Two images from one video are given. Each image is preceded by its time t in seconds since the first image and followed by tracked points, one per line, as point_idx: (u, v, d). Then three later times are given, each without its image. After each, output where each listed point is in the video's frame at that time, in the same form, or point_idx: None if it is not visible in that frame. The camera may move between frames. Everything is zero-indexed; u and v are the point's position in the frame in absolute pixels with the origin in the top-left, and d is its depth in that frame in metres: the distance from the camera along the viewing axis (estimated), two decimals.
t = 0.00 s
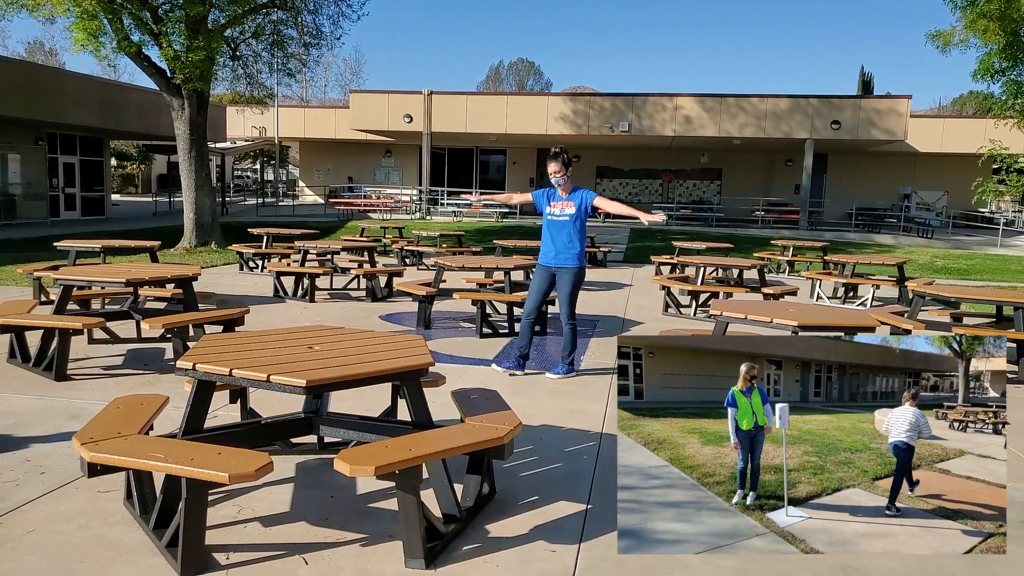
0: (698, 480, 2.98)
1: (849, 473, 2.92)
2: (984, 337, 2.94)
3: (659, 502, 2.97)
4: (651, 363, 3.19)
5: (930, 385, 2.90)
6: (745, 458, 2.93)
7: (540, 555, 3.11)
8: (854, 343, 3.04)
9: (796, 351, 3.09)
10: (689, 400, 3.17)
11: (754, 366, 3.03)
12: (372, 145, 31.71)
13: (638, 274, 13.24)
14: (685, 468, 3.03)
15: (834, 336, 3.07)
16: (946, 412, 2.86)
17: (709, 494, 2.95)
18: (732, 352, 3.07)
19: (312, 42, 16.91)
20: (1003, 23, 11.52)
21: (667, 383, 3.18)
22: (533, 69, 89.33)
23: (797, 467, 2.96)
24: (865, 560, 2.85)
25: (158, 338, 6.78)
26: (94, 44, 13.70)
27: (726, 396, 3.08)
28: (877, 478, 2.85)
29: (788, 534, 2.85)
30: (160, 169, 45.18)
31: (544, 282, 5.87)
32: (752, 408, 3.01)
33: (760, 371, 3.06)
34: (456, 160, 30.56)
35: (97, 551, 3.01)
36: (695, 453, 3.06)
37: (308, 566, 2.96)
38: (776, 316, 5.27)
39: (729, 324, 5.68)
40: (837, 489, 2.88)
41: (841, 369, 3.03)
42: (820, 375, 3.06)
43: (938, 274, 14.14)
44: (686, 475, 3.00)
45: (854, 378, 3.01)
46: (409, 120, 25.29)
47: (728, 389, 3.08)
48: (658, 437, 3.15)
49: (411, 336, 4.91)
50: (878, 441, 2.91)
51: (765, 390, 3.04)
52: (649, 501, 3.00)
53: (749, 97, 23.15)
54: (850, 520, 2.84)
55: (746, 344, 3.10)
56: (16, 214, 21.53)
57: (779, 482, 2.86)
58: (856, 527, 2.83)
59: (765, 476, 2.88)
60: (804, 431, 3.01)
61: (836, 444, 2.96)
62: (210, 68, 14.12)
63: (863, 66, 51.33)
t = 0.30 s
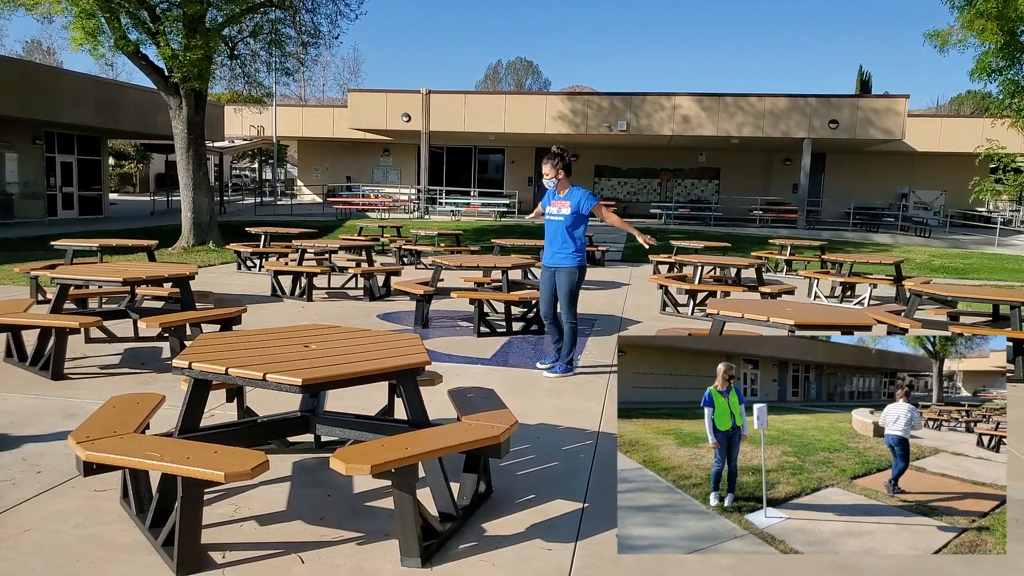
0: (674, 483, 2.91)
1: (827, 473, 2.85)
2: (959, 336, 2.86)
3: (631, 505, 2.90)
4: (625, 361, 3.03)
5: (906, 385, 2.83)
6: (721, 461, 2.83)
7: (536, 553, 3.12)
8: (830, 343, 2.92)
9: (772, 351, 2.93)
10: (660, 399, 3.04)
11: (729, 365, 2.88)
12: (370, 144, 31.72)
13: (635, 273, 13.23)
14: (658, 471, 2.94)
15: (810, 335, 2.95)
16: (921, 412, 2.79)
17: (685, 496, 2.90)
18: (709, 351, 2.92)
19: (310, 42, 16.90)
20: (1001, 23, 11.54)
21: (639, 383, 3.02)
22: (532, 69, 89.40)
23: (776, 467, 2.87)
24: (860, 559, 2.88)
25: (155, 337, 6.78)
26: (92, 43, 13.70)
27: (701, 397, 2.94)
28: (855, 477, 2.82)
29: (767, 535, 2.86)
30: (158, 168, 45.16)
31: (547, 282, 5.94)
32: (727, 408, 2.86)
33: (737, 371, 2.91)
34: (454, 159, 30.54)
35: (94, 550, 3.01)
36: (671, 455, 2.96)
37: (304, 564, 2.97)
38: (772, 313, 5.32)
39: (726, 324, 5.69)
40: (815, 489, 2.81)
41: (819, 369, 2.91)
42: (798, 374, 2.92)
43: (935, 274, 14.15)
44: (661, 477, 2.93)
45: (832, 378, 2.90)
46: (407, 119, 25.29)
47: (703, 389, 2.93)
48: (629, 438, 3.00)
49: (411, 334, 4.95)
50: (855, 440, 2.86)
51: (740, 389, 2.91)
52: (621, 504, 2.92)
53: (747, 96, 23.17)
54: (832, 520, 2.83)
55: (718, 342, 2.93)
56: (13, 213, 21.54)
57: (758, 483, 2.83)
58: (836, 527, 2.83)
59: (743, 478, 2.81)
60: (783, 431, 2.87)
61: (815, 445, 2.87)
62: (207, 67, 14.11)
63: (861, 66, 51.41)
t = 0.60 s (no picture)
0: (650, 485, 2.93)
1: (806, 473, 2.81)
2: (934, 337, 2.88)
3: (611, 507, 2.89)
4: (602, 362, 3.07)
5: (883, 385, 2.87)
6: (696, 460, 2.81)
7: (530, 552, 3.12)
8: (809, 343, 2.94)
9: (751, 351, 2.93)
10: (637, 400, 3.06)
11: (705, 365, 2.87)
12: (368, 143, 31.70)
13: (633, 272, 13.23)
14: (635, 475, 2.96)
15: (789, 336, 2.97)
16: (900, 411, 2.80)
17: (662, 500, 2.92)
18: (684, 351, 2.94)
19: (308, 41, 16.89)
20: (997, 22, 11.55)
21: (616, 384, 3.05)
22: (530, 68, 89.36)
23: (755, 468, 2.84)
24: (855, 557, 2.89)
25: (151, 336, 6.77)
26: (88, 42, 13.66)
27: (674, 398, 2.98)
28: (835, 476, 2.80)
29: (746, 537, 2.81)
30: (155, 167, 45.10)
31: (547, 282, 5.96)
32: (702, 408, 2.86)
33: (713, 371, 2.89)
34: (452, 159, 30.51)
35: (88, 550, 3.01)
36: (645, 458, 2.99)
37: (299, 563, 2.96)
38: (767, 312, 5.31)
39: (721, 322, 5.63)
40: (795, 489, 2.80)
41: (798, 369, 2.91)
42: (776, 374, 2.92)
43: (933, 273, 14.15)
44: (636, 481, 2.95)
45: (811, 378, 2.90)
46: (405, 118, 25.27)
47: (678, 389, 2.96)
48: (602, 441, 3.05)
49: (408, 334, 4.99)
50: (835, 440, 2.84)
51: (716, 390, 2.89)
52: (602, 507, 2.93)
53: (744, 96, 23.18)
54: (813, 519, 2.80)
55: (697, 342, 2.94)
56: (10, 212, 21.50)
57: (736, 484, 2.78)
58: (818, 527, 2.80)
59: (721, 479, 2.79)
60: (762, 431, 2.85)
61: (795, 445, 2.83)
62: (204, 66, 14.10)
63: (859, 66, 51.41)
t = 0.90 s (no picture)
0: (628, 490, 2.94)
1: (789, 473, 2.86)
2: (915, 337, 2.87)
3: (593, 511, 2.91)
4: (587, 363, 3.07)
5: (864, 385, 2.88)
6: (675, 462, 2.83)
7: (525, 551, 3.12)
8: (790, 343, 2.95)
9: (732, 351, 2.96)
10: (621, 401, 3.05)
11: (683, 366, 2.90)
12: (365, 143, 31.69)
13: (630, 272, 13.25)
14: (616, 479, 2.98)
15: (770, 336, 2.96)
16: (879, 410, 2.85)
17: (641, 503, 2.90)
18: (661, 351, 2.97)
19: (305, 40, 16.87)
20: (994, 22, 11.57)
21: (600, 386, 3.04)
22: (527, 67, 89.42)
23: (737, 470, 2.87)
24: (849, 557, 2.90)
25: (147, 336, 6.76)
26: (83, 40, 13.63)
27: (653, 399, 2.95)
28: (817, 476, 2.84)
29: (729, 539, 2.80)
30: (152, 167, 45.02)
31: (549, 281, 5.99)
32: (680, 409, 2.88)
33: (692, 371, 2.93)
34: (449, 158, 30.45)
35: (83, 550, 3.00)
36: (627, 461, 3.03)
37: (294, 563, 2.96)
38: (764, 312, 5.31)
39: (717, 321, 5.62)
40: (777, 490, 2.82)
41: (778, 369, 2.95)
42: (757, 375, 2.96)
43: (930, 273, 14.17)
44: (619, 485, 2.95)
45: (791, 378, 2.95)
46: (402, 118, 25.24)
47: (657, 390, 2.95)
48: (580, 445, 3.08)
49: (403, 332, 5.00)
50: (817, 440, 2.90)
51: (695, 390, 2.93)
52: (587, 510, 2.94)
53: (742, 95, 23.20)
54: (793, 520, 2.79)
55: (677, 341, 2.98)
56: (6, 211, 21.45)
57: (718, 486, 2.81)
58: (798, 527, 2.79)
59: (702, 480, 2.80)
60: (743, 432, 2.89)
61: (777, 446, 2.90)
62: (201, 65, 14.08)
63: (856, 66, 51.53)
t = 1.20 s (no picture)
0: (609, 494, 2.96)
1: (772, 474, 2.83)
2: (897, 338, 2.85)
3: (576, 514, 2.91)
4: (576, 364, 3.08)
5: (847, 386, 2.87)
6: (657, 465, 2.85)
7: (521, 550, 3.13)
8: (773, 343, 2.91)
9: (713, 351, 2.88)
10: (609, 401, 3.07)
11: (663, 367, 2.89)
12: (364, 141, 31.69)
13: (628, 271, 13.27)
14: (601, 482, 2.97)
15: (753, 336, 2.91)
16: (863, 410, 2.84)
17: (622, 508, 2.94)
18: (641, 351, 2.96)
19: (303, 39, 16.86)
20: (991, 21, 11.57)
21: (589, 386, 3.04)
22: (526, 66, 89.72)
23: (720, 472, 2.85)
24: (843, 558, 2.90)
25: (144, 334, 6.77)
26: (80, 38, 13.62)
27: (633, 398, 2.95)
28: (802, 477, 2.81)
29: (712, 541, 2.80)
30: (151, 165, 45.00)
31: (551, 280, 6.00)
32: (661, 410, 2.88)
33: (673, 371, 2.91)
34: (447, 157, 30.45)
35: (78, 549, 3.00)
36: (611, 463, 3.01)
37: (289, 562, 2.97)
38: (760, 311, 5.31)
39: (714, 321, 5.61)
40: (760, 491, 2.80)
41: (762, 369, 2.89)
42: (740, 375, 2.90)
43: (927, 272, 14.20)
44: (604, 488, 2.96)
45: (775, 379, 2.88)
46: (400, 116, 25.23)
47: (637, 390, 2.94)
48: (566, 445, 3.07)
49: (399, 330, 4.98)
50: (801, 441, 2.86)
51: (675, 391, 2.91)
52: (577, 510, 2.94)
53: (740, 94, 23.20)
54: (778, 521, 2.78)
55: (660, 342, 2.97)
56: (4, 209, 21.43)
57: (700, 488, 2.82)
58: (783, 528, 2.78)
59: (684, 483, 2.82)
60: (725, 433, 2.86)
61: (760, 447, 2.85)
62: (199, 64, 14.06)
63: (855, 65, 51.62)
